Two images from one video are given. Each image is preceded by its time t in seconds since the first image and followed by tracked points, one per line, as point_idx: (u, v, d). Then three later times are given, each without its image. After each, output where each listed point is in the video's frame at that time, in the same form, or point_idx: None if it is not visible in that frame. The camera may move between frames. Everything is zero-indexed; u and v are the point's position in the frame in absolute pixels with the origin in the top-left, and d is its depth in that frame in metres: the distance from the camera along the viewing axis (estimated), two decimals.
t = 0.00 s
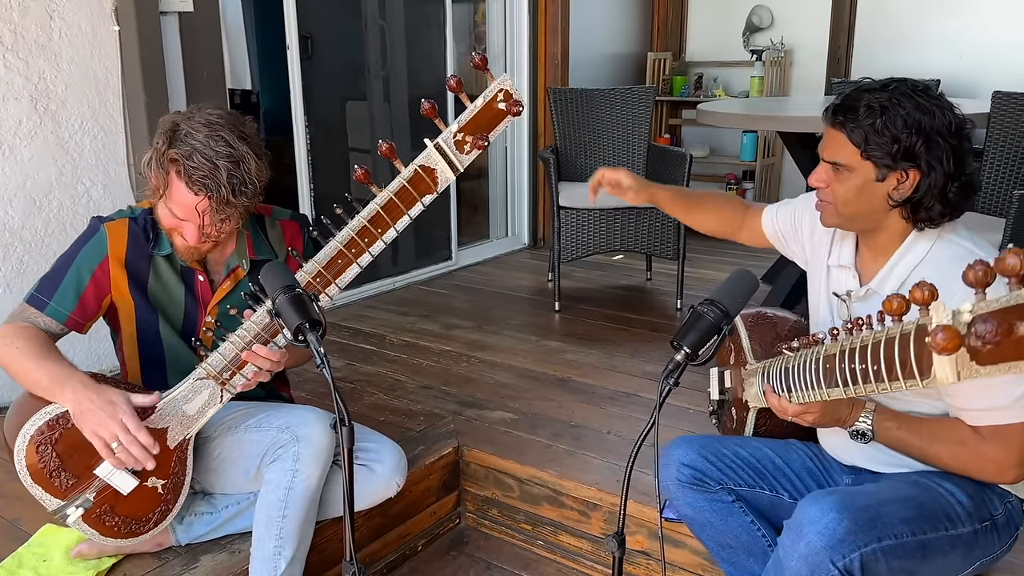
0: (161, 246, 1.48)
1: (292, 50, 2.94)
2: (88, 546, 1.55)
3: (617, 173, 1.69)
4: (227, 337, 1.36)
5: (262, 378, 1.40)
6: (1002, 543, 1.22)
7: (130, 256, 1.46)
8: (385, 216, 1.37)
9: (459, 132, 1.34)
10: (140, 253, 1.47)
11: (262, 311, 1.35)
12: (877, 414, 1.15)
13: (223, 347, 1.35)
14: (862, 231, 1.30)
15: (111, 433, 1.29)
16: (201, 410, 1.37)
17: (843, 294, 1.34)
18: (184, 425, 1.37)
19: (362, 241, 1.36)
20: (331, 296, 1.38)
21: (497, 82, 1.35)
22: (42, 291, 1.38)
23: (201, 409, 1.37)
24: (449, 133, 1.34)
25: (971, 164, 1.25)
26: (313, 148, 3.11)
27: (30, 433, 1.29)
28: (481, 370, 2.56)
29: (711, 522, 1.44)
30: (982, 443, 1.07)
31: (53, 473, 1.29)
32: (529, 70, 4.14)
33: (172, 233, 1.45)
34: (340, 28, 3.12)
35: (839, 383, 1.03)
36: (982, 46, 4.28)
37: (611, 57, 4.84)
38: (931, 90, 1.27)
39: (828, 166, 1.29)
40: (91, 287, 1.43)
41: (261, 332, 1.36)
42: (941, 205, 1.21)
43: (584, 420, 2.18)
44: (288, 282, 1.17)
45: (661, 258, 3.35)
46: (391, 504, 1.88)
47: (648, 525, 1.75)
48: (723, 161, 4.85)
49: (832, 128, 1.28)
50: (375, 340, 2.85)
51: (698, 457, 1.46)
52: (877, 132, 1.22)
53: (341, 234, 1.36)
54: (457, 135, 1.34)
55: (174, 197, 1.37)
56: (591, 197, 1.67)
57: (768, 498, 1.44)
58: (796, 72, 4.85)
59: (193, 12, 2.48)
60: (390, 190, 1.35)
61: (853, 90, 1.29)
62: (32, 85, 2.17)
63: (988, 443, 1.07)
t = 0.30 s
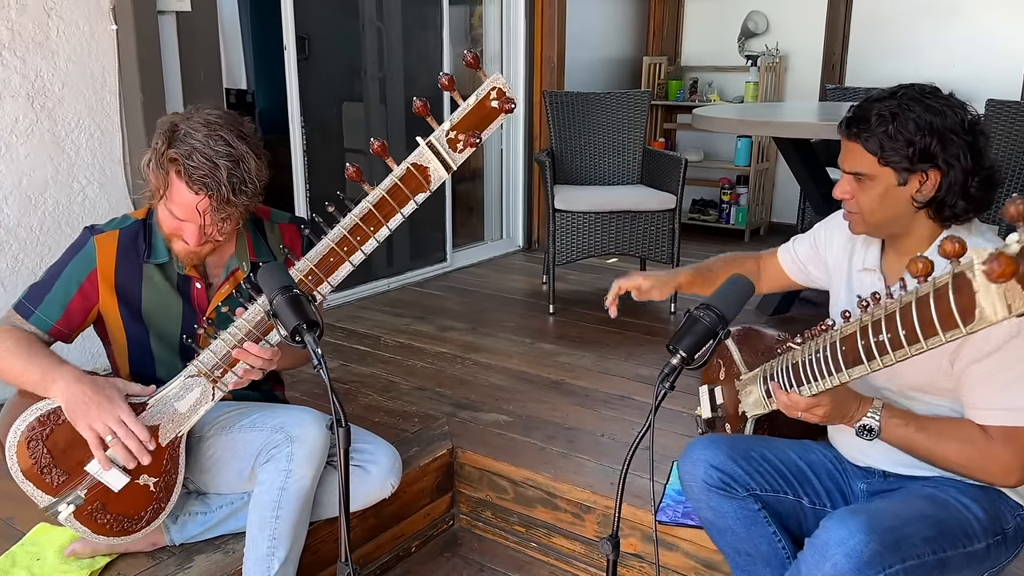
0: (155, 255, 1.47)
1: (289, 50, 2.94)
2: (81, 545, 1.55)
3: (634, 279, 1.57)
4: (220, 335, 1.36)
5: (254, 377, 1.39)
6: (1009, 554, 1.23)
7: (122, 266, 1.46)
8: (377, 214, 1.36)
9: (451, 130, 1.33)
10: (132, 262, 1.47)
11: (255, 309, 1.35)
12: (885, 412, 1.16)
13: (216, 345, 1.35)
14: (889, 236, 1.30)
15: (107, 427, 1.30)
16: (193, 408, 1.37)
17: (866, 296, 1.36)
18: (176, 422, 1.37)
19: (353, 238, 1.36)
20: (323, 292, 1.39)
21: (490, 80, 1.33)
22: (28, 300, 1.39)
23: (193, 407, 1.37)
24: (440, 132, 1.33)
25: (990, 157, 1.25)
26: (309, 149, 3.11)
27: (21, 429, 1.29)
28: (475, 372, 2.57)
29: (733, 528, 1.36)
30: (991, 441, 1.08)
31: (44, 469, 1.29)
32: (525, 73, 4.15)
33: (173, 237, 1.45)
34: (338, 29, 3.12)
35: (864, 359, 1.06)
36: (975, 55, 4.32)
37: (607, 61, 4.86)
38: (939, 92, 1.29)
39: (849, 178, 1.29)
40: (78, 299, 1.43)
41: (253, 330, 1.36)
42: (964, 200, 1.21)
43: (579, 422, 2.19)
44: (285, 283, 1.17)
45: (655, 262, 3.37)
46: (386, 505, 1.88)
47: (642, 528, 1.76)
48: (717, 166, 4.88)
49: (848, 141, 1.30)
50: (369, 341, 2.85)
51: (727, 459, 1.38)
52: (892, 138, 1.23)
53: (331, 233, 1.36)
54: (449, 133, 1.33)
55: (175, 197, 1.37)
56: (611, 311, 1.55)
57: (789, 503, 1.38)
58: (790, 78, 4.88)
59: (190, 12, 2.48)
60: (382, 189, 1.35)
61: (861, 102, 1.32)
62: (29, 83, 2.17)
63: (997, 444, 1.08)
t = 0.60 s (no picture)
0: (151, 255, 1.47)
1: (286, 49, 2.94)
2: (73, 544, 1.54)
3: (636, 341, 1.54)
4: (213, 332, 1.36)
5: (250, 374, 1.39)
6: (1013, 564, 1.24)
7: (116, 266, 1.46)
8: (373, 213, 1.36)
9: (447, 130, 1.33)
10: (126, 262, 1.46)
11: (250, 306, 1.36)
12: (888, 409, 1.16)
13: (210, 341, 1.35)
14: (892, 241, 1.30)
15: (90, 422, 1.30)
16: (187, 404, 1.37)
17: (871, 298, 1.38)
18: (170, 418, 1.37)
19: (349, 237, 1.36)
20: (317, 290, 1.40)
21: (485, 81, 1.32)
22: (21, 298, 1.39)
23: (186, 404, 1.37)
24: (435, 132, 1.33)
25: (986, 157, 1.26)
26: (305, 148, 3.11)
27: (13, 423, 1.28)
28: (470, 372, 2.57)
29: (738, 534, 1.37)
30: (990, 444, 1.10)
31: (36, 463, 1.28)
32: (521, 74, 4.15)
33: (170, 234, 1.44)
34: (334, 29, 3.12)
35: (884, 346, 1.07)
36: (969, 61, 4.34)
37: (603, 63, 4.87)
38: (931, 96, 1.30)
39: (848, 187, 1.30)
40: (70, 300, 1.42)
41: (248, 326, 1.36)
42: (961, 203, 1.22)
43: (572, 423, 2.19)
44: (281, 282, 1.17)
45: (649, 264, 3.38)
46: (379, 504, 1.88)
47: (635, 529, 1.76)
48: (712, 169, 4.89)
49: (845, 150, 1.31)
50: (364, 341, 2.85)
51: (739, 465, 1.38)
52: (886, 144, 1.24)
53: (327, 230, 1.36)
54: (444, 133, 1.33)
55: (169, 190, 1.36)
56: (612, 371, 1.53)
57: (796, 510, 1.39)
58: (785, 82, 4.90)
59: (187, 10, 2.49)
60: (378, 187, 1.35)
61: (854, 111, 1.33)
62: (25, 80, 2.16)
63: (998, 445, 1.09)
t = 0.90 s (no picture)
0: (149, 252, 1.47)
1: (282, 48, 2.94)
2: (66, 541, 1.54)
3: (616, 385, 1.50)
4: (204, 324, 1.36)
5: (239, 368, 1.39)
6: None
7: (113, 262, 1.45)
8: (361, 205, 1.36)
9: (433, 123, 1.33)
10: (123, 258, 1.46)
11: (239, 299, 1.36)
12: (877, 417, 1.17)
13: (200, 335, 1.36)
14: (877, 249, 1.30)
15: (81, 418, 1.29)
16: (176, 398, 1.37)
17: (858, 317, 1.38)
18: (160, 411, 1.37)
19: (337, 229, 1.36)
20: (306, 283, 1.38)
21: (472, 73, 1.32)
22: (17, 292, 1.39)
23: (177, 398, 1.37)
24: (423, 124, 1.33)
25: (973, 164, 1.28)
26: (300, 146, 3.11)
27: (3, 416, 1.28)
28: (465, 372, 2.57)
29: (733, 538, 1.37)
30: (981, 452, 1.10)
31: (25, 457, 1.28)
32: (517, 75, 4.16)
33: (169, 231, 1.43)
34: (331, 28, 3.12)
35: (867, 351, 1.07)
36: (963, 64, 4.36)
37: (599, 64, 4.88)
38: (919, 103, 1.33)
39: (835, 190, 1.29)
40: (66, 295, 1.42)
41: (236, 319, 1.36)
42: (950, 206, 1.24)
43: (567, 423, 2.19)
44: (276, 280, 1.17)
45: (644, 264, 3.39)
46: (374, 503, 1.87)
47: (629, 528, 1.77)
48: (707, 170, 4.90)
49: (833, 153, 1.31)
50: (359, 340, 2.85)
51: (736, 470, 1.37)
52: (877, 147, 1.25)
53: (315, 224, 1.36)
54: (431, 125, 1.33)
55: (169, 186, 1.36)
56: (603, 423, 1.49)
57: (792, 514, 1.40)
58: (781, 84, 4.93)
59: (183, 7, 2.49)
60: (366, 180, 1.35)
61: (843, 115, 1.35)
62: (20, 76, 2.15)
63: (990, 451, 1.10)
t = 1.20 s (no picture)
0: (144, 251, 1.47)
1: (278, 47, 2.94)
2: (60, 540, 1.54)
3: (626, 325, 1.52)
4: (196, 323, 1.36)
5: (231, 366, 1.39)
6: None
7: (107, 260, 1.45)
8: (352, 204, 1.36)
9: (425, 121, 1.32)
10: (118, 256, 1.46)
11: (231, 297, 1.36)
12: (855, 424, 1.17)
13: (192, 333, 1.36)
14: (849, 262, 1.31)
15: (75, 416, 1.30)
16: (169, 396, 1.37)
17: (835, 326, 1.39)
18: (153, 409, 1.36)
19: (328, 227, 1.37)
20: (298, 282, 1.40)
21: (462, 72, 1.31)
22: (12, 291, 1.39)
23: (169, 395, 1.37)
24: (414, 123, 1.32)
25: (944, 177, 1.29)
26: (296, 146, 3.11)
27: None
28: (459, 372, 2.58)
29: (725, 540, 1.38)
30: (959, 460, 1.11)
31: (18, 455, 1.28)
32: (513, 76, 4.16)
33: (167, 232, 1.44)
34: (327, 28, 3.12)
35: (832, 362, 1.07)
36: (957, 68, 4.39)
37: (595, 66, 4.89)
38: (890, 116, 1.33)
39: (806, 204, 1.30)
40: (60, 294, 1.42)
41: (229, 317, 1.36)
42: (921, 222, 1.25)
43: (561, 424, 2.20)
44: (270, 279, 1.17)
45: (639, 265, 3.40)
46: (367, 503, 1.88)
47: (622, 529, 1.77)
48: (702, 172, 4.92)
49: (805, 166, 1.31)
50: (353, 340, 2.85)
51: (729, 473, 1.37)
52: (849, 162, 1.25)
53: (308, 221, 1.36)
54: (423, 124, 1.32)
55: (166, 188, 1.36)
56: (607, 360, 1.50)
57: (783, 517, 1.41)
58: (775, 87, 4.95)
59: (178, 7, 2.49)
60: (357, 179, 1.34)
61: (815, 128, 1.35)
62: (15, 75, 2.15)
63: (965, 460, 1.11)
